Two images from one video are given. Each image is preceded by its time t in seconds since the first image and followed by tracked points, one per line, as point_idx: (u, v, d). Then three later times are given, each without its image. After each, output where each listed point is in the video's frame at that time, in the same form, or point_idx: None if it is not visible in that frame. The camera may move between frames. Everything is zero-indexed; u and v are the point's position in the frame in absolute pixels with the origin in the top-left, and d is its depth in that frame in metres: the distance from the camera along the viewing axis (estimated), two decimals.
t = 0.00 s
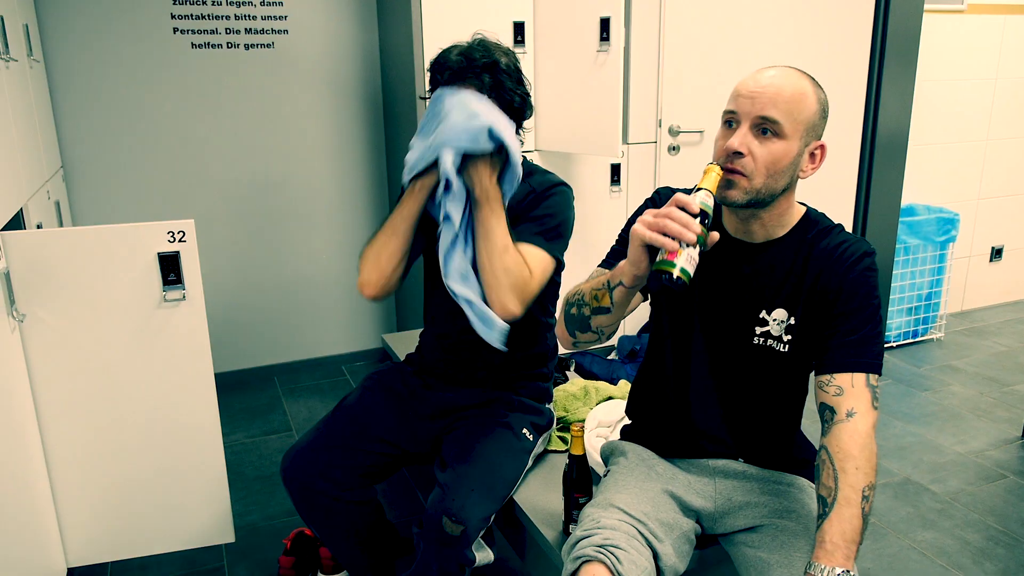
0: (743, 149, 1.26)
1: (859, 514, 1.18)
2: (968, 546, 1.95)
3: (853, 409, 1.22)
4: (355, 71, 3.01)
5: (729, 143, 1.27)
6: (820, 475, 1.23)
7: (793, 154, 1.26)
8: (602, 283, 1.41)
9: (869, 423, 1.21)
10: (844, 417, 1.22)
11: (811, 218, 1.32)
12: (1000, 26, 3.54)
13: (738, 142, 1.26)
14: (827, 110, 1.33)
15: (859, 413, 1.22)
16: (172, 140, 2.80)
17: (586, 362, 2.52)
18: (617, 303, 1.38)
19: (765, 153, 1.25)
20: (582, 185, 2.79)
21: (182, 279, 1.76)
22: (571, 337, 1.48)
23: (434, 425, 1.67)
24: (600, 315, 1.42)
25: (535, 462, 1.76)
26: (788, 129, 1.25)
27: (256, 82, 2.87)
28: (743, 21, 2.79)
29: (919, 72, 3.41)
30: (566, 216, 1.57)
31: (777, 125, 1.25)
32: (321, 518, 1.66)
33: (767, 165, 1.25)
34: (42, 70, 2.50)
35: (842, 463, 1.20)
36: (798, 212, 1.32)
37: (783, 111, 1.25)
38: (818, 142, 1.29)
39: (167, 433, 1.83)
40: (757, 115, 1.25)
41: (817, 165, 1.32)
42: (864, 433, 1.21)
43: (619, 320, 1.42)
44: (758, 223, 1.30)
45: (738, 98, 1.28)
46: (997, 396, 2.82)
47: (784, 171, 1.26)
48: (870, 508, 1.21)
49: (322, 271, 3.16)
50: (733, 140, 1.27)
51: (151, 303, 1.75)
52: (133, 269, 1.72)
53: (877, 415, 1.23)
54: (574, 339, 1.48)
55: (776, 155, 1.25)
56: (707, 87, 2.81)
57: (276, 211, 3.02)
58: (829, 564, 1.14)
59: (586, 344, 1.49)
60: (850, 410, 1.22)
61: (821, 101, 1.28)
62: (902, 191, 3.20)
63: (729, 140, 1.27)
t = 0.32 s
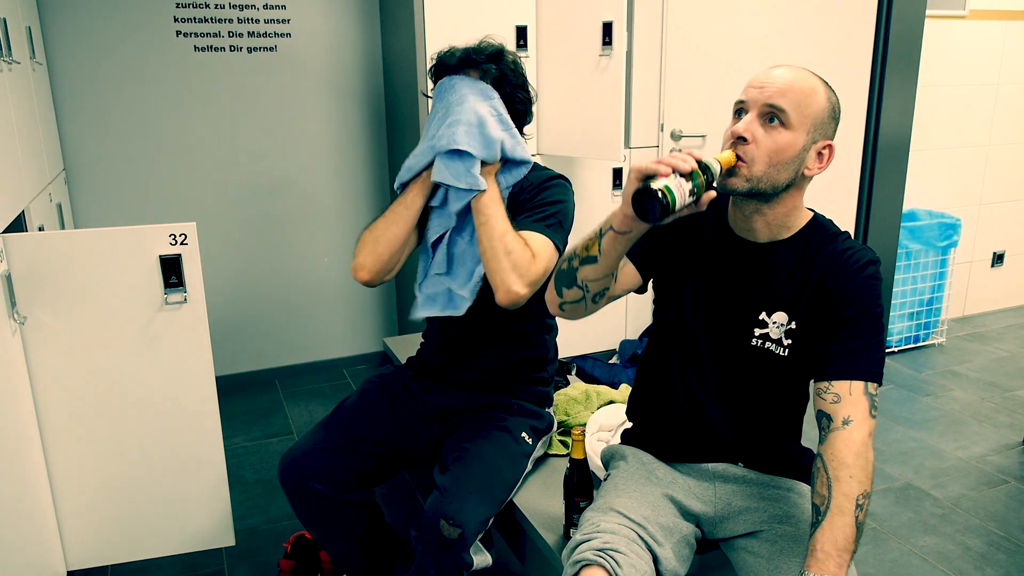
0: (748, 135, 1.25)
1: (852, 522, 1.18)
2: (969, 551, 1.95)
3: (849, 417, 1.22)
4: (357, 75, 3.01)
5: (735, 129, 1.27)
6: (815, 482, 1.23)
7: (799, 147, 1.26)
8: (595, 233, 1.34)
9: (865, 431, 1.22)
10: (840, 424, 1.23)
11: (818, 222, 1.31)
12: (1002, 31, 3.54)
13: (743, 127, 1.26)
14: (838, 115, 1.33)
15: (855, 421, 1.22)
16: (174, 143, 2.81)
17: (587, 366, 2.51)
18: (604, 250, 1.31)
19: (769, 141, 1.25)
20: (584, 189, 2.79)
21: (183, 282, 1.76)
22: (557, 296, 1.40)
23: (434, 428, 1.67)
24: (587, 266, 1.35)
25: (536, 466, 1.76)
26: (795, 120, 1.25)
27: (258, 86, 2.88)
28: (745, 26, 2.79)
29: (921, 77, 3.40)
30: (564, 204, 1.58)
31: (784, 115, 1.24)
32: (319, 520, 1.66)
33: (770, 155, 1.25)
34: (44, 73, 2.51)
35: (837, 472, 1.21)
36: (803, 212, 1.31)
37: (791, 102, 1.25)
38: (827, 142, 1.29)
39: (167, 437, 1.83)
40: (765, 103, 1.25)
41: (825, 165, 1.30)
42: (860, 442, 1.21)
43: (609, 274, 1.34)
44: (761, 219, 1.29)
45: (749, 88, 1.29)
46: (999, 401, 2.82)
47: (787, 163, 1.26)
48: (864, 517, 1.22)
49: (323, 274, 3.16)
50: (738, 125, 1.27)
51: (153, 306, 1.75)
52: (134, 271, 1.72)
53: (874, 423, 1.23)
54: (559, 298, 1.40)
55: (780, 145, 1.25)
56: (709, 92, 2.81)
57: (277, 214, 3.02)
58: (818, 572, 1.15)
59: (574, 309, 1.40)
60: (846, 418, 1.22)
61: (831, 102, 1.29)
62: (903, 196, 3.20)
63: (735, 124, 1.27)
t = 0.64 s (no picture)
0: (750, 133, 1.26)
1: (843, 525, 1.19)
2: (962, 553, 1.95)
3: (842, 418, 1.22)
4: (354, 75, 3.01)
5: (737, 126, 1.28)
6: (807, 485, 1.24)
7: (800, 146, 1.26)
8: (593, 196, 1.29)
9: (858, 433, 1.22)
10: (833, 426, 1.23)
11: (817, 223, 1.31)
12: (996, 35, 3.55)
13: (745, 124, 1.27)
14: (841, 119, 1.33)
15: (847, 422, 1.22)
16: (170, 142, 2.80)
17: (582, 367, 2.51)
18: (598, 213, 1.26)
19: (770, 139, 1.26)
20: (580, 190, 2.79)
21: (178, 280, 1.75)
22: (552, 266, 1.36)
23: (430, 427, 1.67)
24: (582, 231, 1.29)
25: (530, 467, 1.76)
26: (797, 120, 1.26)
27: (254, 85, 2.87)
28: (741, 28, 2.80)
29: (916, 81, 3.42)
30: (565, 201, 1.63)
31: (787, 114, 1.25)
32: (313, 519, 1.66)
33: (771, 153, 1.26)
34: (40, 71, 2.50)
35: (828, 474, 1.21)
36: (803, 212, 1.31)
37: (794, 102, 1.25)
38: (828, 144, 1.29)
39: (162, 437, 1.83)
40: (768, 101, 1.26)
41: (826, 166, 1.30)
42: (852, 443, 1.21)
43: (603, 241, 1.28)
44: (760, 218, 1.30)
45: (752, 86, 1.29)
46: (992, 403, 2.83)
47: (788, 162, 1.26)
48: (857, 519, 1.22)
49: (320, 275, 3.16)
50: (740, 123, 1.28)
51: (147, 305, 1.75)
52: (129, 271, 1.72)
53: (868, 425, 1.23)
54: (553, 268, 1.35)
55: (782, 144, 1.26)
56: (704, 94, 2.81)
57: (273, 213, 3.02)
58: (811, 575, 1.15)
59: (568, 280, 1.35)
60: (839, 419, 1.23)
61: (834, 104, 1.29)
62: (898, 199, 3.21)
63: (737, 121, 1.28)
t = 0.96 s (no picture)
0: (744, 135, 1.27)
1: (836, 527, 1.19)
2: (958, 554, 1.96)
3: (834, 420, 1.23)
4: (349, 79, 3.02)
5: (731, 127, 1.29)
6: (800, 487, 1.24)
7: (794, 150, 1.27)
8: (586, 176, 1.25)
9: (851, 435, 1.22)
10: (825, 428, 1.23)
11: (811, 225, 1.32)
12: (989, 39, 3.57)
13: (739, 126, 1.28)
14: (836, 123, 1.34)
15: (840, 424, 1.22)
16: (165, 147, 2.80)
17: (578, 370, 2.51)
18: (591, 191, 1.22)
19: (764, 141, 1.26)
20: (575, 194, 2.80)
21: (173, 286, 1.75)
22: (542, 246, 1.32)
23: (426, 431, 1.67)
24: (573, 210, 1.25)
25: (526, 470, 1.76)
26: (792, 123, 1.26)
27: (250, 89, 2.87)
28: (736, 32, 2.81)
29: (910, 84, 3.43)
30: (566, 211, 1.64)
31: (781, 116, 1.26)
32: (309, 524, 1.66)
33: (765, 155, 1.26)
34: (34, 76, 2.50)
35: (820, 476, 1.22)
36: (797, 215, 1.31)
37: (788, 105, 1.26)
38: (823, 147, 1.29)
39: (157, 442, 1.82)
40: (762, 103, 1.27)
41: (820, 170, 1.31)
42: (845, 446, 1.22)
43: (595, 221, 1.24)
44: (754, 219, 1.30)
45: (747, 89, 1.30)
46: (987, 405, 2.84)
47: (781, 164, 1.27)
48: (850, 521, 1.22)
49: (316, 279, 3.16)
50: (734, 125, 1.29)
51: (142, 310, 1.74)
52: (124, 276, 1.71)
53: (860, 426, 1.23)
54: (543, 248, 1.31)
55: (775, 146, 1.26)
56: (699, 98, 2.82)
57: (268, 218, 3.02)
58: None
59: (558, 261, 1.32)
60: (831, 421, 1.23)
61: (829, 108, 1.30)
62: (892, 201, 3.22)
63: (732, 122, 1.29)
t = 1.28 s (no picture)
0: (740, 133, 1.27)
1: (837, 517, 1.19)
2: (952, 548, 1.96)
3: (835, 412, 1.23)
4: (343, 75, 3.01)
5: (727, 125, 1.29)
6: (802, 478, 1.25)
7: (790, 146, 1.27)
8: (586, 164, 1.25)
9: (851, 427, 1.23)
10: (826, 419, 1.24)
11: (806, 218, 1.32)
12: (983, 35, 3.58)
13: (735, 124, 1.28)
14: (832, 117, 1.34)
15: (841, 416, 1.23)
16: (159, 144, 2.79)
17: (572, 366, 2.50)
18: (592, 180, 1.21)
19: (760, 139, 1.26)
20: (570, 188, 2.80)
21: (166, 281, 1.74)
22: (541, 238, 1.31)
23: (420, 427, 1.67)
24: (573, 200, 1.25)
25: (522, 465, 1.76)
26: (787, 120, 1.26)
27: (244, 85, 2.86)
28: (730, 27, 2.80)
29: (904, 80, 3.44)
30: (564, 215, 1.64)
31: (777, 114, 1.26)
32: (301, 519, 1.65)
33: (761, 153, 1.26)
34: (26, 72, 2.49)
35: (822, 467, 1.22)
36: (793, 209, 1.31)
37: (784, 101, 1.26)
38: (819, 142, 1.30)
39: (151, 439, 1.82)
40: (757, 101, 1.26)
41: (816, 165, 1.31)
42: (846, 437, 1.22)
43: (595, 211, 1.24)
44: (751, 217, 1.30)
45: (742, 85, 1.30)
46: (980, 399, 2.85)
47: (777, 161, 1.27)
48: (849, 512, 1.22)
49: (310, 276, 3.15)
50: (730, 122, 1.28)
51: (135, 306, 1.74)
52: (117, 272, 1.71)
53: (860, 418, 1.24)
54: (542, 241, 1.30)
55: (771, 144, 1.26)
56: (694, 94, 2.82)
57: (263, 214, 3.01)
58: (807, 567, 1.15)
59: (558, 253, 1.30)
60: (833, 413, 1.23)
61: (824, 103, 1.30)
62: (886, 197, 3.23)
63: (727, 121, 1.29)
